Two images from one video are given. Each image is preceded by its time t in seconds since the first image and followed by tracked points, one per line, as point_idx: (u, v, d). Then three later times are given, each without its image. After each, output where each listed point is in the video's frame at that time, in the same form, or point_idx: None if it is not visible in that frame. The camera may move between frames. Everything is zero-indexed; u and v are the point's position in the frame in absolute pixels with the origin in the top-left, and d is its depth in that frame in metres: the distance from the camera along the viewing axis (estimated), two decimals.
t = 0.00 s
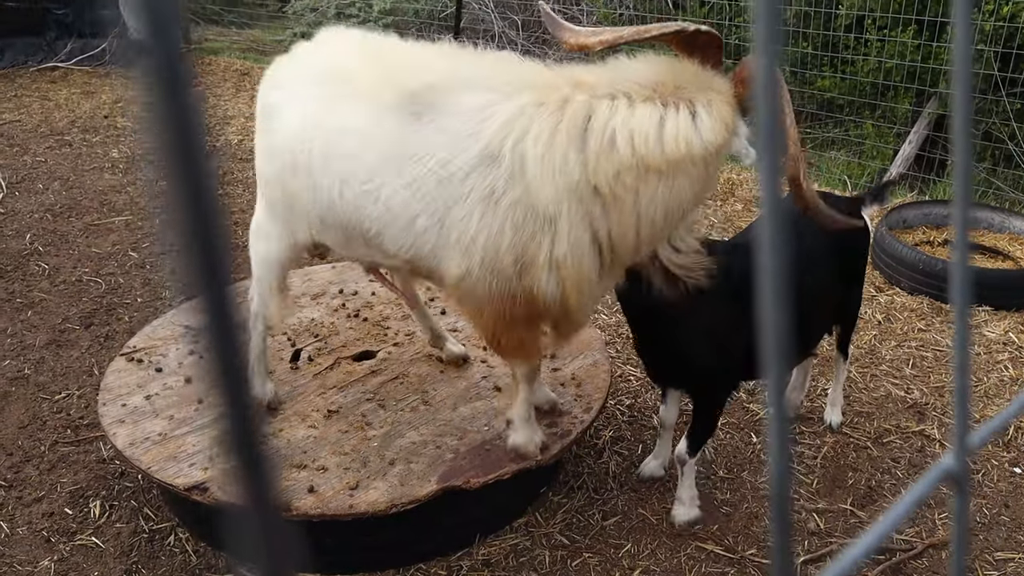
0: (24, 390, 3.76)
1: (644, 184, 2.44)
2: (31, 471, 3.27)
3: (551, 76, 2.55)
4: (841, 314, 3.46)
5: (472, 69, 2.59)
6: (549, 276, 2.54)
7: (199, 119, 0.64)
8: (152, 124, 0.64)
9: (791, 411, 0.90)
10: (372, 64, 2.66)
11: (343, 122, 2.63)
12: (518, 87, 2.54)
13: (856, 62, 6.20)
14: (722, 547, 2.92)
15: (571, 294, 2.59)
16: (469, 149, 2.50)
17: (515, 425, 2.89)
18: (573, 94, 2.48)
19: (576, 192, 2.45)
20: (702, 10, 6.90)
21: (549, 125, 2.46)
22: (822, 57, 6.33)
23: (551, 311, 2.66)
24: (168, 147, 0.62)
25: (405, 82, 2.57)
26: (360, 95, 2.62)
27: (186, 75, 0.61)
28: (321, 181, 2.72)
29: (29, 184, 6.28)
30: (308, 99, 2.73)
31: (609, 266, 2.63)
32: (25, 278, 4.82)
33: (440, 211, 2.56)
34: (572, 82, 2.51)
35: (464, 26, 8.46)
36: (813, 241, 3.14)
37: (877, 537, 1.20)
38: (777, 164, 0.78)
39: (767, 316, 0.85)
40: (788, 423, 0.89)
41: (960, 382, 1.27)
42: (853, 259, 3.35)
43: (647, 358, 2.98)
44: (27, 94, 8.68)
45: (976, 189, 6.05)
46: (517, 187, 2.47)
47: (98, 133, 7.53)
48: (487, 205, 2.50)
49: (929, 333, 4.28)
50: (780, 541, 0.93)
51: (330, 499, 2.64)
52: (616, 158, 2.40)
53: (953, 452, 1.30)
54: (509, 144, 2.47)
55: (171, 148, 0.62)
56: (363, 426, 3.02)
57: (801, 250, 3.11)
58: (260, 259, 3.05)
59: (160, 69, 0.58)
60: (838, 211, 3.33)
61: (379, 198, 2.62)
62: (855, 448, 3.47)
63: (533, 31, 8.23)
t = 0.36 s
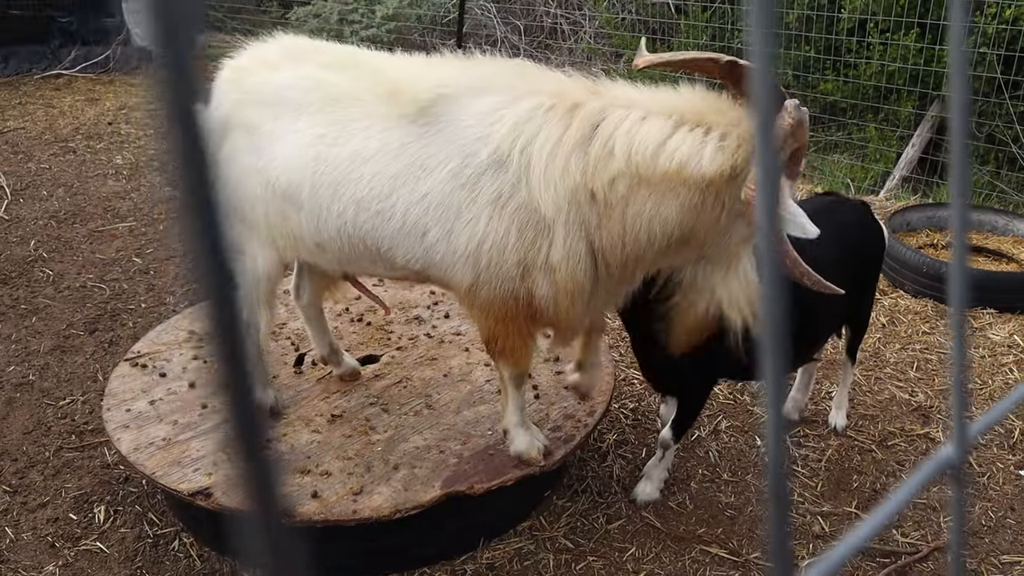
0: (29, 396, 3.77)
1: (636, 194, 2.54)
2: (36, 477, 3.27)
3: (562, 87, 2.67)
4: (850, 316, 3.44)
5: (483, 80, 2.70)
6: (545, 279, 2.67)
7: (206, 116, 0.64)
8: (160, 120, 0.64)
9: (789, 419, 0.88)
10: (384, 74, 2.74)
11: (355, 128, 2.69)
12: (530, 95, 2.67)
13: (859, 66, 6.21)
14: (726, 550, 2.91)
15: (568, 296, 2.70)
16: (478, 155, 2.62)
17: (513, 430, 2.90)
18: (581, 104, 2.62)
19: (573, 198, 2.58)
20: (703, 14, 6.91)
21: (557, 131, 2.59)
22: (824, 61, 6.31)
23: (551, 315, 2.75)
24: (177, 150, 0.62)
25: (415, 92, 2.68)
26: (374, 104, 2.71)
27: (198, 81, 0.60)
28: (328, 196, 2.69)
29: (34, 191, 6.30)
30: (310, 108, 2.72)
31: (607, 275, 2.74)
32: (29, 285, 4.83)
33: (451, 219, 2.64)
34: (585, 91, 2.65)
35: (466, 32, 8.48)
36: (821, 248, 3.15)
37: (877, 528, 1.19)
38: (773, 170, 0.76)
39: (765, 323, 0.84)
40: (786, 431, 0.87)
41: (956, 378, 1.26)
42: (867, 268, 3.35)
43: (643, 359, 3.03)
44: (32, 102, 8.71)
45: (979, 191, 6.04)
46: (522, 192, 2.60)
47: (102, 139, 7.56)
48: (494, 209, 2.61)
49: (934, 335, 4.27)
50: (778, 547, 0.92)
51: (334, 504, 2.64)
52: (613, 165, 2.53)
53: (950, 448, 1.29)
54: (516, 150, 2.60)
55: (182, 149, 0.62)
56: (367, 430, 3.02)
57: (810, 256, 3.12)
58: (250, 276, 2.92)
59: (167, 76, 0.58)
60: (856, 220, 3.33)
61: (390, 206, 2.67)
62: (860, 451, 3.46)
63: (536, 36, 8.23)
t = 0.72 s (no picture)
0: (31, 402, 3.77)
1: (676, 210, 2.65)
2: (38, 483, 3.27)
3: (600, 103, 2.74)
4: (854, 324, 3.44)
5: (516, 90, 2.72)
6: (574, 287, 2.68)
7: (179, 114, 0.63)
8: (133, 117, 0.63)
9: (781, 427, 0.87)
10: (411, 84, 2.74)
11: (386, 138, 2.68)
12: (571, 106, 2.70)
13: (861, 71, 6.24)
14: (729, 557, 2.90)
15: (591, 303, 2.73)
16: (517, 160, 2.62)
17: (517, 438, 2.89)
18: (622, 122, 2.71)
19: (612, 210, 2.63)
20: (705, 20, 6.93)
21: (601, 146, 2.64)
22: (826, 67, 6.38)
23: (570, 322, 2.78)
24: (147, 147, 0.61)
25: (452, 103, 2.66)
26: (403, 116, 2.69)
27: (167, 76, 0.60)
28: (354, 206, 2.68)
29: (37, 197, 6.31)
30: (338, 118, 2.71)
31: (629, 284, 2.82)
32: (33, 291, 4.84)
33: (483, 224, 2.63)
34: (623, 113, 2.76)
35: (469, 38, 8.48)
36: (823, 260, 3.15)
37: (875, 542, 1.18)
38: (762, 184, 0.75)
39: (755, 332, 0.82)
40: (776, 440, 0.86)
41: (950, 387, 1.26)
42: (871, 278, 3.35)
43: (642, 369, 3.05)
44: (36, 108, 8.74)
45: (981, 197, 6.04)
46: (560, 199, 2.61)
47: (105, 146, 7.58)
48: (529, 213, 2.61)
49: (937, 342, 4.27)
50: (770, 561, 0.90)
51: (336, 511, 2.64)
52: (656, 180, 2.63)
53: (948, 460, 1.29)
54: (561, 159, 2.61)
55: (152, 148, 0.61)
56: (369, 437, 3.02)
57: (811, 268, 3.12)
58: (259, 284, 2.99)
59: (134, 69, 0.57)
60: (861, 231, 3.31)
61: (421, 212, 2.66)
62: (863, 457, 3.45)
63: (538, 42, 8.25)
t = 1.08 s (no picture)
0: (34, 404, 3.78)
1: (701, 169, 2.71)
2: (40, 485, 3.28)
3: (608, 80, 2.77)
4: (854, 327, 3.43)
5: (529, 84, 2.75)
6: (613, 266, 2.70)
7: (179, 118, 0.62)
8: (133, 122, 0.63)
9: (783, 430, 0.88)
10: (430, 87, 2.75)
11: (415, 141, 2.68)
12: (584, 94, 2.73)
13: (863, 74, 6.20)
14: (731, 561, 2.90)
15: (629, 282, 2.74)
16: (548, 150, 2.65)
17: (523, 436, 2.89)
18: (634, 94, 2.74)
19: (644, 180, 2.67)
20: (708, 23, 6.95)
21: (621, 122, 2.67)
22: (829, 69, 6.37)
23: (609, 301, 2.77)
24: (148, 152, 0.60)
25: (473, 103, 2.69)
26: (429, 121, 2.70)
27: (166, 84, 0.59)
28: (388, 215, 2.69)
29: (41, 199, 6.33)
30: (368, 129, 2.69)
31: (659, 256, 2.84)
32: (36, 293, 4.85)
33: (520, 216, 2.64)
34: (632, 88, 2.77)
35: (472, 41, 8.49)
36: (825, 263, 3.15)
37: (881, 545, 1.19)
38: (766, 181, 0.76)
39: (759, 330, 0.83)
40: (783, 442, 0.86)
41: (956, 394, 1.25)
42: (870, 281, 3.35)
43: (643, 375, 3.03)
44: (39, 111, 8.76)
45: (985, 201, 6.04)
46: (594, 182, 2.63)
47: (109, 148, 7.59)
48: (564, 201, 2.62)
49: (939, 345, 4.26)
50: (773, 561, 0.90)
51: (338, 513, 2.64)
52: (677, 147, 2.69)
53: (953, 466, 1.29)
54: (587, 142, 2.64)
55: (150, 153, 0.60)
56: (371, 439, 3.02)
57: (814, 272, 3.12)
58: (279, 289, 2.93)
59: (133, 74, 0.57)
60: (862, 234, 3.32)
61: (456, 215, 2.67)
62: (865, 461, 3.45)
63: (541, 45, 8.27)
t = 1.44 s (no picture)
0: (37, 406, 3.78)
1: (714, 166, 2.70)
2: (43, 487, 3.28)
3: (622, 77, 2.78)
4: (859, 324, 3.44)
5: (545, 81, 2.76)
6: (625, 261, 2.71)
7: (185, 119, 0.62)
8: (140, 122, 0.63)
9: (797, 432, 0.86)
10: (448, 84, 2.76)
11: (434, 136, 2.68)
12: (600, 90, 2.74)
13: (866, 75, 6.21)
14: (734, 562, 2.89)
15: (639, 277, 2.78)
16: (564, 146, 2.65)
17: (527, 437, 2.89)
18: (647, 90, 2.74)
19: (658, 176, 2.67)
20: (711, 24, 6.94)
21: (636, 118, 2.68)
22: (832, 71, 6.39)
23: (620, 295, 2.81)
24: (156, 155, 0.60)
25: (491, 97, 2.70)
26: (448, 115, 2.70)
27: (173, 86, 0.59)
28: (407, 207, 2.67)
29: (44, 201, 6.34)
30: (388, 124, 2.69)
31: (670, 252, 2.84)
32: (39, 295, 4.86)
33: (536, 210, 2.64)
34: (647, 84, 2.77)
35: (474, 42, 8.50)
36: (826, 254, 3.16)
37: (894, 545, 1.18)
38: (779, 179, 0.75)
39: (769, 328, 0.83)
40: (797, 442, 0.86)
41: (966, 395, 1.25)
42: (876, 275, 3.34)
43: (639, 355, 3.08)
44: (42, 113, 8.77)
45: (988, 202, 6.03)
46: (609, 178, 2.63)
47: (111, 150, 7.60)
48: (580, 196, 2.62)
49: (942, 346, 4.25)
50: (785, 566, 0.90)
51: (341, 514, 2.63)
52: (690, 145, 2.68)
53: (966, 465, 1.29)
54: (603, 137, 2.65)
55: (159, 155, 0.60)
56: (374, 440, 3.02)
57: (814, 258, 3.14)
58: (295, 290, 2.89)
59: (139, 77, 0.56)
60: (867, 227, 3.30)
61: (473, 208, 2.66)
62: (869, 462, 3.44)
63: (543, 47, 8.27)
